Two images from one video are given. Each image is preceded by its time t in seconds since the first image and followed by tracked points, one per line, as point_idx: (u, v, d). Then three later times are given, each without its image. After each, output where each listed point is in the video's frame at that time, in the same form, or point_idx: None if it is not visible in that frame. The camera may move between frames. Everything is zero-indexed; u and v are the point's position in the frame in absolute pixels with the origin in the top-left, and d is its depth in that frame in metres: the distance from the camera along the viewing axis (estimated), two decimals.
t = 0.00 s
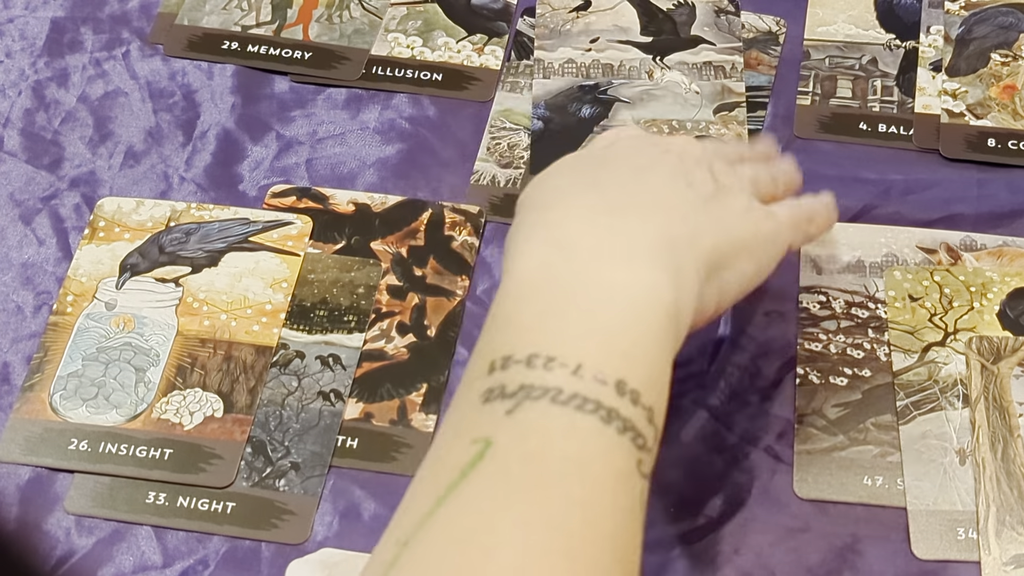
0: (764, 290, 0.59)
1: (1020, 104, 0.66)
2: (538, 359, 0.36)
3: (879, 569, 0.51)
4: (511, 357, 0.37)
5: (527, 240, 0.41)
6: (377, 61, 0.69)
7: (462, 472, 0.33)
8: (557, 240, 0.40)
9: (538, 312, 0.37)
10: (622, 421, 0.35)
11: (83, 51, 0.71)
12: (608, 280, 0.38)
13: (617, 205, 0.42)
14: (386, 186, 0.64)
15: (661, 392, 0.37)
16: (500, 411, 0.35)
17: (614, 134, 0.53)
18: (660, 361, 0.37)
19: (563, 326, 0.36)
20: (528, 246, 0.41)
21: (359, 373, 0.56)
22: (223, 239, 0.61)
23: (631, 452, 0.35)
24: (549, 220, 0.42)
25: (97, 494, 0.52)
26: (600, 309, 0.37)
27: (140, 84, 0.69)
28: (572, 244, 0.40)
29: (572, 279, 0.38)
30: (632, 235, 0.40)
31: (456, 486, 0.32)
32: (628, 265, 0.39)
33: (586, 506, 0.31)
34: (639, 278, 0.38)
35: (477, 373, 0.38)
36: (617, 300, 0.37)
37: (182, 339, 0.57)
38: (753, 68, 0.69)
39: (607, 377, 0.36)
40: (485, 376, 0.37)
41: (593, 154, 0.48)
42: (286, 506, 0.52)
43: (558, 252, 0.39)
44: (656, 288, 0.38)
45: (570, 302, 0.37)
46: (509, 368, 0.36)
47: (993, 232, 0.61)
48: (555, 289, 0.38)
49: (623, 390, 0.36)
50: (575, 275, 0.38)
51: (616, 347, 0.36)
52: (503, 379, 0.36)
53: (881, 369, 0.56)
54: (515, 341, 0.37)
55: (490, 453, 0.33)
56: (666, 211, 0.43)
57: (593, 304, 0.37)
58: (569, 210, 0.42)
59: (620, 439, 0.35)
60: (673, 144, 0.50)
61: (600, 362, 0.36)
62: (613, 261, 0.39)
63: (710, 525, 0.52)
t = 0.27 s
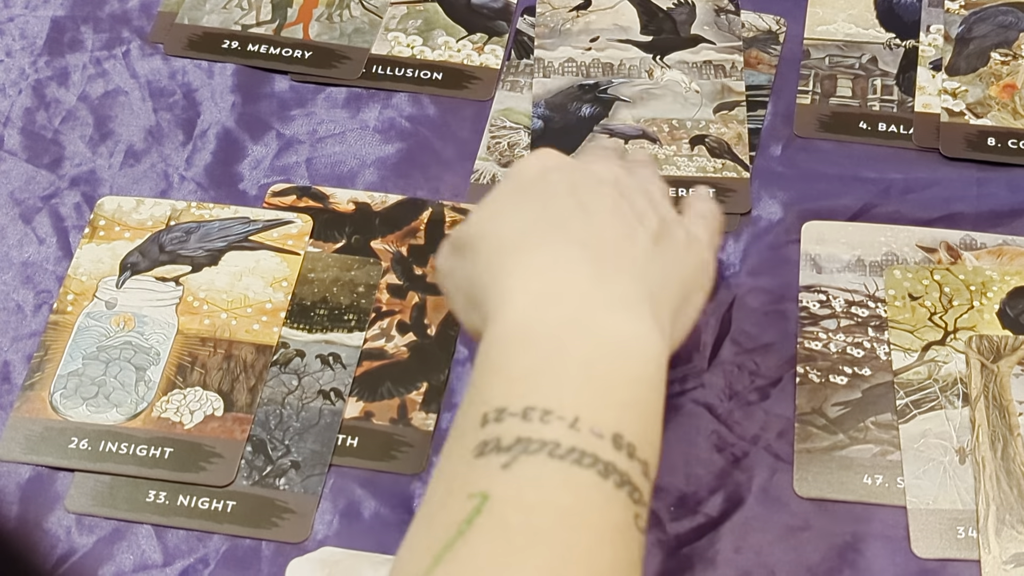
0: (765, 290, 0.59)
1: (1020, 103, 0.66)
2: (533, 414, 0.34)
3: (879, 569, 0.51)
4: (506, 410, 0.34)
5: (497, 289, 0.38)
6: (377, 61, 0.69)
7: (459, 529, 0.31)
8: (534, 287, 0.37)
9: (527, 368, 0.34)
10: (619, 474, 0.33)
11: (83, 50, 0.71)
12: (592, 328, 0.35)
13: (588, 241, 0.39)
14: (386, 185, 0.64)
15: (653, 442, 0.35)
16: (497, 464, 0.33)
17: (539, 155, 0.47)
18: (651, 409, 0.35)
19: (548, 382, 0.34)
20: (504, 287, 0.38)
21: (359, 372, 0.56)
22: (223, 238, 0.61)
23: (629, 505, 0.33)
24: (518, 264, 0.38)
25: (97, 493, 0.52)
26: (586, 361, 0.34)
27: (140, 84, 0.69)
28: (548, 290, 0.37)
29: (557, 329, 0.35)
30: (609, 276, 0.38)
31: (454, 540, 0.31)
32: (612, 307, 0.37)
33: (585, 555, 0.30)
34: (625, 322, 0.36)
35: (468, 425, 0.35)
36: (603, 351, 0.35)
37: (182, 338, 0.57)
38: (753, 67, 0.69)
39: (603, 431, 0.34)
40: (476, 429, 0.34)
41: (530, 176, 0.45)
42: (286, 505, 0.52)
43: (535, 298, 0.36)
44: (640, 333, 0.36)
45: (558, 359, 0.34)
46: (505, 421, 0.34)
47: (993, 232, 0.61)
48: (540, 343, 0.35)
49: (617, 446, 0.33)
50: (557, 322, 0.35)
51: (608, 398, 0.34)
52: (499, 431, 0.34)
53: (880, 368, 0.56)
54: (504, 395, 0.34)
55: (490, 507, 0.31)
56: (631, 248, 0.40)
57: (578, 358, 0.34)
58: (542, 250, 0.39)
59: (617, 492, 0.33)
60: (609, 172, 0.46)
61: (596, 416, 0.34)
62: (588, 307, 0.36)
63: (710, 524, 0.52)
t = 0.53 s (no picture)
0: (765, 290, 0.59)
1: (1020, 104, 0.66)
2: (540, 414, 0.34)
3: (878, 569, 0.51)
4: (512, 411, 0.35)
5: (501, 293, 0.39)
6: (377, 61, 0.69)
7: (471, 529, 0.32)
8: (537, 290, 0.38)
9: (531, 368, 0.35)
10: (628, 474, 0.34)
11: (83, 50, 0.71)
12: (594, 332, 0.36)
13: (589, 243, 0.40)
14: (386, 186, 0.64)
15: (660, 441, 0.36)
16: (506, 464, 0.34)
17: (544, 161, 0.48)
18: (656, 408, 0.35)
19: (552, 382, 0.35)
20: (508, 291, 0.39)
21: (360, 373, 0.56)
22: (223, 238, 0.61)
23: (639, 504, 0.34)
24: (520, 268, 0.39)
25: (97, 494, 0.52)
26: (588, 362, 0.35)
27: (140, 84, 0.69)
28: (551, 294, 0.37)
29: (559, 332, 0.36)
30: (611, 276, 0.38)
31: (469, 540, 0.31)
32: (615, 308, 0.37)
33: (598, 554, 0.30)
34: (626, 323, 0.37)
35: (476, 427, 0.36)
36: (605, 351, 0.35)
37: (182, 339, 0.57)
38: (753, 68, 0.69)
39: (610, 430, 0.34)
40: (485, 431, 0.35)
41: (534, 185, 0.46)
42: (286, 506, 0.52)
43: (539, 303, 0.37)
44: (642, 333, 0.37)
45: (562, 359, 0.35)
46: (512, 423, 0.34)
47: (992, 232, 0.61)
48: (545, 346, 0.35)
49: (627, 447, 0.34)
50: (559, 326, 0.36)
51: (612, 396, 0.35)
52: (506, 432, 0.34)
53: (880, 369, 0.56)
54: (511, 397, 0.35)
55: (501, 507, 0.32)
56: (633, 249, 0.41)
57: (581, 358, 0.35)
58: (543, 254, 0.39)
59: (627, 491, 0.34)
60: (614, 177, 0.47)
61: (602, 415, 0.34)
62: (590, 310, 0.37)
63: (710, 525, 0.52)
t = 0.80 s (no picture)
0: (765, 290, 0.59)
1: (1020, 103, 0.66)
2: (548, 415, 0.34)
3: (879, 568, 0.51)
4: (520, 413, 0.34)
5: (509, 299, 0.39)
6: (377, 61, 0.69)
7: (480, 527, 0.32)
8: (544, 294, 0.38)
9: (540, 369, 0.35)
10: (636, 474, 0.34)
11: (83, 50, 0.71)
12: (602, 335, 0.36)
13: (594, 249, 0.40)
14: (386, 185, 0.64)
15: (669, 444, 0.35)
16: (513, 463, 0.33)
17: (547, 176, 0.49)
18: (666, 411, 0.35)
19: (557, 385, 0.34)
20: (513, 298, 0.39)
21: (360, 372, 0.56)
22: (223, 237, 0.61)
23: (646, 505, 0.34)
24: (525, 275, 0.39)
25: (97, 493, 0.52)
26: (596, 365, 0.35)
27: (140, 83, 0.69)
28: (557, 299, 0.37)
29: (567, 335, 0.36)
30: (618, 282, 0.38)
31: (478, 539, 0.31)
32: (623, 312, 0.37)
33: (608, 553, 0.30)
34: (634, 327, 0.36)
35: (484, 428, 0.35)
36: (615, 353, 0.35)
37: (182, 338, 0.57)
38: (753, 67, 0.69)
39: (619, 431, 0.34)
40: (493, 433, 0.35)
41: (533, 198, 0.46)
42: (286, 505, 0.52)
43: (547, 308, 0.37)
44: (651, 338, 0.36)
45: (570, 361, 0.35)
46: (520, 424, 0.34)
47: (993, 231, 0.61)
48: (553, 350, 0.35)
49: (635, 448, 0.34)
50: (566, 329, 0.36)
51: (623, 399, 0.34)
52: (514, 433, 0.34)
53: (881, 368, 0.56)
54: (520, 399, 0.35)
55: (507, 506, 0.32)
56: (638, 257, 0.41)
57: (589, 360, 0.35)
58: (550, 260, 0.39)
59: (635, 492, 0.33)
60: (616, 191, 0.47)
61: (612, 416, 0.34)
62: (597, 314, 0.36)
63: (710, 524, 0.52)
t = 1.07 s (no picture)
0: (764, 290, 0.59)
1: (1020, 103, 0.66)
2: (572, 467, 0.35)
3: (878, 569, 0.51)
4: (543, 464, 0.35)
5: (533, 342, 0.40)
6: (377, 61, 0.69)
7: None
8: (568, 341, 0.38)
9: (563, 422, 0.36)
10: (659, 530, 0.35)
11: (83, 50, 0.71)
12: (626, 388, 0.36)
13: (618, 294, 0.40)
14: (386, 185, 0.64)
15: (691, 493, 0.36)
16: (537, 517, 0.34)
17: (572, 208, 0.49)
18: (688, 466, 0.36)
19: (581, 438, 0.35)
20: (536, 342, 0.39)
21: (360, 373, 0.56)
22: (223, 238, 0.61)
23: (669, 560, 0.35)
24: (548, 318, 0.40)
25: (97, 493, 0.52)
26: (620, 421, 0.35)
27: (140, 84, 0.69)
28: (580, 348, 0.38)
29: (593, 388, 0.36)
30: (641, 331, 0.39)
31: None
32: (647, 363, 0.38)
33: None
34: (658, 378, 0.37)
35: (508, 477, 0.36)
36: (641, 408, 0.36)
37: (182, 339, 0.57)
38: (753, 67, 0.69)
39: (642, 485, 0.35)
40: (517, 483, 0.36)
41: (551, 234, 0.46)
42: (286, 505, 0.52)
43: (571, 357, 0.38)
44: (675, 389, 0.37)
45: (595, 415, 0.36)
46: (544, 476, 0.35)
47: (992, 232, 0.61)
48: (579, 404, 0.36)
49: (658, 503, 0.35)
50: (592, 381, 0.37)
51: (648, 455, 0.35)
52: (537, 485, 0.35)
53: (880, 368, 0.56)
54: (543, 449, 0.36)
55: (531, 561, 0.33)
56: (661, 301, 0.41)
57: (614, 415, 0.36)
58: (573, 304, 0.40)
59: (659, 546, 0.35)
60: (642, 225, 0.47)
61: (636, 470, 0.35)
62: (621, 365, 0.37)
63: (710, 524, 0.52)
